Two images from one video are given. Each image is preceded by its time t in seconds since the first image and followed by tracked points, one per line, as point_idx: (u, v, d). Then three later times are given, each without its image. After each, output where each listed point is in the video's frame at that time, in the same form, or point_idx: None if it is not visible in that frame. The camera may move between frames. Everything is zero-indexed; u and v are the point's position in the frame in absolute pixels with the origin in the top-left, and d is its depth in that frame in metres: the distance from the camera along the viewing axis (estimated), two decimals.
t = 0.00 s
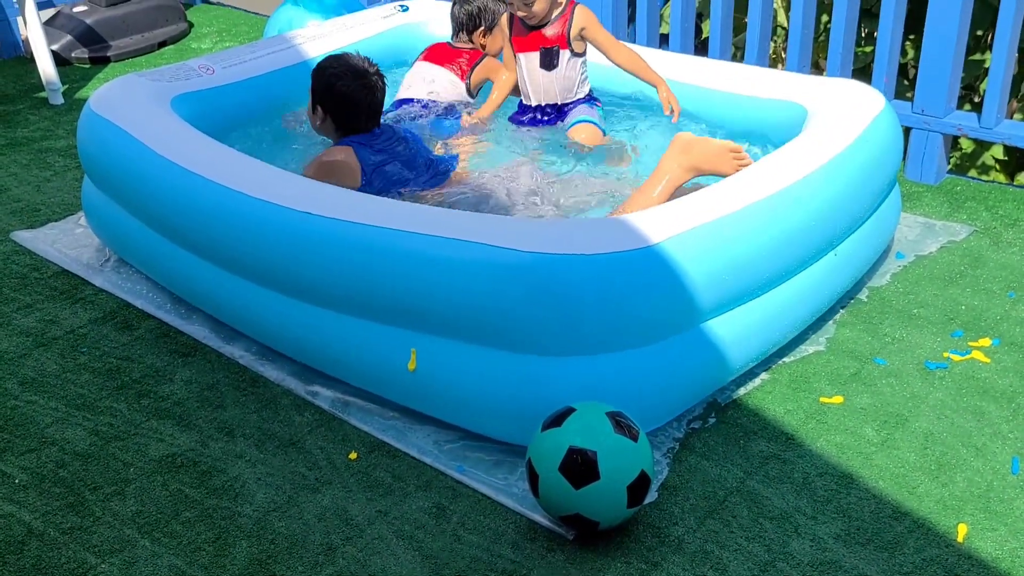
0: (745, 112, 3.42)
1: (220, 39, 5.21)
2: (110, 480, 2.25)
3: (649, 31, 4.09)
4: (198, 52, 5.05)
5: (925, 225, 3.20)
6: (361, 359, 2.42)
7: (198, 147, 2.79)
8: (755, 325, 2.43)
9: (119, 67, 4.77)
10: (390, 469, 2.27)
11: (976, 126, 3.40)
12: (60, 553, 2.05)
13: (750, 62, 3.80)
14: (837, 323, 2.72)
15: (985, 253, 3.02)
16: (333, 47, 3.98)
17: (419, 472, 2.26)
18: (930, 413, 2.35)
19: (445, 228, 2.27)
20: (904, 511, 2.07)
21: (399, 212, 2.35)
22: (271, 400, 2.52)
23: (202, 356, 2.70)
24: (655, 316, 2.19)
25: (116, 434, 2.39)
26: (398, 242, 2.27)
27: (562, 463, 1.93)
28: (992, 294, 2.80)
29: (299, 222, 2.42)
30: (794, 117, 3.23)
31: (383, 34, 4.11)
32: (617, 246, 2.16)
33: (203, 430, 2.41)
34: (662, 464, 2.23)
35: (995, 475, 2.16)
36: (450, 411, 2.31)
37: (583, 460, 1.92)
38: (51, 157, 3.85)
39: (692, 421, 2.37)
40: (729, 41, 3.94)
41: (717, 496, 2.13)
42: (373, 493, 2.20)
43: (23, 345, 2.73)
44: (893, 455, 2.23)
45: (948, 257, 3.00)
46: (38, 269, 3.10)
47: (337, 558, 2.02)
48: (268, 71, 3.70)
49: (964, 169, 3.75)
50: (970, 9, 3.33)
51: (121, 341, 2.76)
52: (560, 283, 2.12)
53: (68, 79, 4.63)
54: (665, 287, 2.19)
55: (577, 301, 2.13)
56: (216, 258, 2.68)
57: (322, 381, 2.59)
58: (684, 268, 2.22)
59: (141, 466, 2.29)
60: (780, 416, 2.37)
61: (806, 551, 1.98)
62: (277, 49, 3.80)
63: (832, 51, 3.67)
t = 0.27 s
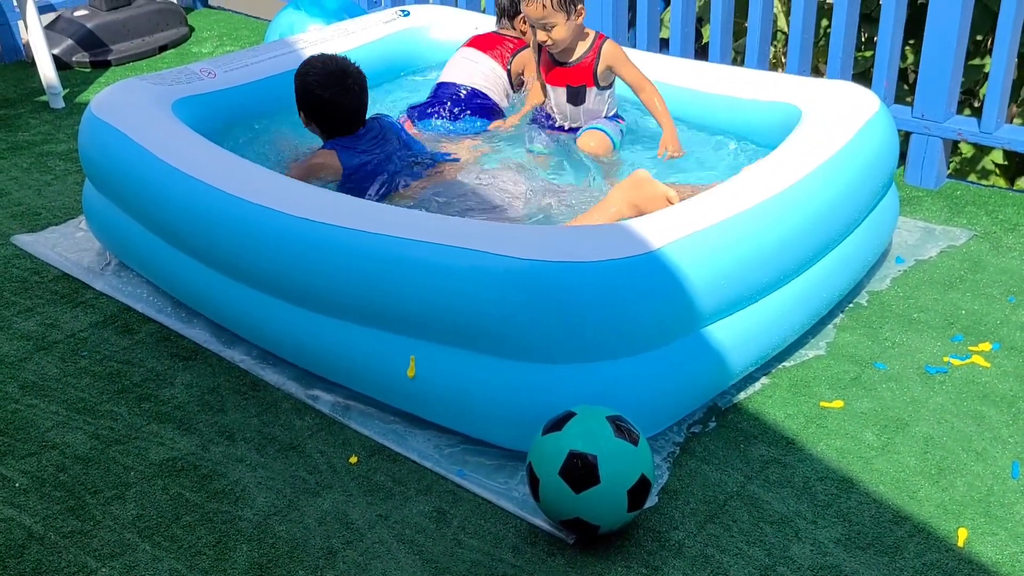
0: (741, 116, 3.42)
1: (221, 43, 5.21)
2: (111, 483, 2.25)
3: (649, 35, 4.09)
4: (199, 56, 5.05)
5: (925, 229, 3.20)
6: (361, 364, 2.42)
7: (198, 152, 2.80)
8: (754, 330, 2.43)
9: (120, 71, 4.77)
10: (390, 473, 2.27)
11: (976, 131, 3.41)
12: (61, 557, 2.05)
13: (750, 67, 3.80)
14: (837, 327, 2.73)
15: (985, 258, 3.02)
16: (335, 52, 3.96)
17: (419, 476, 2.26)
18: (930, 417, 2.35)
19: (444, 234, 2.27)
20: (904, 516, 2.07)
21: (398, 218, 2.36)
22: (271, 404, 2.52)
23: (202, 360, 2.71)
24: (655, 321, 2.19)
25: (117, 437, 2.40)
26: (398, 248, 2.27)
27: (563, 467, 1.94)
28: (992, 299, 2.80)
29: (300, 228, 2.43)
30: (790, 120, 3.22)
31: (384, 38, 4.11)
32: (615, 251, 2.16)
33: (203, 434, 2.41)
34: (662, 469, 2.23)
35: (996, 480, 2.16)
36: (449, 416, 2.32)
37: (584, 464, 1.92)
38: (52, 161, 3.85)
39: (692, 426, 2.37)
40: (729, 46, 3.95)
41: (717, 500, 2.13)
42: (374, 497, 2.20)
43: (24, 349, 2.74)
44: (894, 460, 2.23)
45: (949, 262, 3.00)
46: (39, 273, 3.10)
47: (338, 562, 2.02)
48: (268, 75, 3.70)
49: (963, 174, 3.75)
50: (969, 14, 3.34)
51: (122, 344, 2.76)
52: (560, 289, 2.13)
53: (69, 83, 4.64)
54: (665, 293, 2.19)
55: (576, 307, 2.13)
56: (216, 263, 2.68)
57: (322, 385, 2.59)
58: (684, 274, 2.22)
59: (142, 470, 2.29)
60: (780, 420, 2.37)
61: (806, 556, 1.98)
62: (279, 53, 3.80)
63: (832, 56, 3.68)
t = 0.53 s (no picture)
0: (740, 116, 3.41)
1: (223, 44, 5.21)
2: (113, 483, 2.25)
3: (651, 37, 4.09)
4: (200, 57, 5.05)
5: (927, 230, 3.20)
6: (363, 363, 2.42)
7: (200, 151, 2.80)
8: (756, 329, 2.43)
9: (121, 72, 4.77)
10: (393, 473, 2.27)
11: (978, 132, 3.41)
12: (64, 557, 2.04)
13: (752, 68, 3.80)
14: (840, 328, 2.72)
15: (988, 259, 3.02)
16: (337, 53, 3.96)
17: (422, 476, 2.26)
18: (933, 418, 2.35)
19: (448, 231, 2.27)
20: (908, 516, 2.07)
21: (400, 215, 2.36)
22: (274, 404, 2.52)
23: (205, 360, 2.70)
24: (658, 320, 2.19)
25: (119, 437, 2.39)
26: (401, 245, 2.27)
27: (566, 468, 1.93)
28: (995, 300, 2.80)
29: (303, 225, 2.43)
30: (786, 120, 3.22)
31: (385, 39, 4.11)
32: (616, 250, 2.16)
33: (206, 434, 2.41)
34: (665, 469, 2.23)
35: (999, 481, 2.16)
36: (451, 415, 2.31)
37: (587, 464, 1.92)
38: (53, 161, 3.85)
39: (695, 426, 2.36)
40: (731, 47, 3.95)
41: (721, 501, 2.13)
42: (377, 497, 2.20)
43: (26, 349, 2.73)
44: (897, 461, 2.23)
45: (951, 263, 3.00)
46: (41, 273, 3.10)
47: (341, 563, 2.02)
48: (271, 75, 3.69)
49: (965, 175, 3.75)
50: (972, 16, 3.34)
51: (124, 345, 2.76)
52: (564, 287, 2.13)
53: (70, 84, 4.64)
54: (668, 291, 2.19)
55: (580, 304, 2.13)
56: (220, 260, 2.68)
57: (325, 386, 2.59)
58: (688, 273, 2.22)
59: (144, 470, 2.29)
60: (784, 421, 2.37)
61: (810, 557, 1.98)
62: (281, 54, 3.79)
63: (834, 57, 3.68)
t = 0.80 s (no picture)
0: (739, 115, 3.41)
1: (221, 44, 5.20)
2: (110, 484, 2.24)
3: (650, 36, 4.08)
4: (199, 56, 5.04)
5: (927, 230, 3.19)
6: (361, 362, 2.41)
7: (198, 150, 2.79)
8: (755, 329, 2.43)
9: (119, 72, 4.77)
10: (391, 474, 2.26)
11: (978, 131, 3.40)
12: (60, 557, 2.04)
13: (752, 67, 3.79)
14: (839, 328, 2.72)
15: (987, 259, 3.01)
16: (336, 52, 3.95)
17: (420, 477, 2.25)
18: (933, 418, 2.34)
19: (447, 229, 2.26)
20: (907, 517, 2.06)
21: (397, 213, 2.35)
22: (271, 405, 2.51)
23: (202, 360, 2.69)
24: (658, 319, 2.18)
25: (116, 438, 2.39)
26: (400, 244, 2.27)
27: (565, 468, 1.93)
28: (995, 299, 2.80)
29: (302, 223, 2.42)
30: (786, 120, 3.22)
31: (384, 39, 4.09)
32: (614, 249, 2.16)
33: (203, 434, 2.40)
34: (664, 470, 2.22)
35: (999, 481, 2.15)
36: (450, 415, 2.31)
37: (586, 465, 1.91)
38: (51, 161, 3.84)
39: (694, 426, 2.36)
40: (730, 46, 3.94)
41: (720, 502, 2.13)
42: (374, 498, 2.19)
43: (23, 349, 2.72)
44: (897, 461, 2.22)
45: (951, 262, 2.99)
46: (38, 273, 3.09)
47: (339, 563, 2.01)
48: (268, 75, 3.68)
49: (965, 174, 3.74)
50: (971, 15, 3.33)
51: (121, 345, 2.75)
52: (563, 285, 2.12)
53: (68, 83, 4.63)
54: (667, 290, 2.18)
55: (579, 303, 2.12)
56: (218, 259, 2.67)
57: (323, 386, 2.58)
58: (687, 271, 2.22)
59: (141, 470, 2.28)
60: (783, 421, 2.36)
61: (809, 557, 1.97)
62: (279, 53, 3.78)
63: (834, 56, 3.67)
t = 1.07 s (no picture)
0: (738, 115, 3.40)
1: (221, 44, 5.20)
2: (109, 486, 2.24)
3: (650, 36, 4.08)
4: (198, 57, 5.04)
5: (927, 230, 3.19)
6: (359, 363, 2.41)
7: (196, 150, 2.79)
8: (754, 328, 2.42)
9: (119, 73, 4.76)
10: (391, 475, 2.26)
11: (979, 132, 3.40)
12: (60, 559, 2.04)
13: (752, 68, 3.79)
14: (839, 328, 2.71)
15: (988, 259, 3.01)
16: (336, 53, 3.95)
17: (420, 478, 2.25)
18: (934, 419, 2.34)
19: (444, 231, 2.26)
20: (908, 518, 2.06)
21: (396, 214, 2.35)
22: (271, 406, 2.51)
23: (202, 361, 2.69)
24: (656, 319, 2.18)
25: (115, 439, 2.38)
26: (398, 245, 2.26)
27: (565, 469, 1.92)
28: (995, 300, 2.80)
29: (300, 225, 2.42)
30: (786, 120, 3.21)
31: (383, 41, 4.10)
32: (613, 249, 2.16)
33: (203, 436, 2.40)
34: (664, 471, 2.22)
35: (1000, 482, 2.15)
36: (449, 416, 2.31)
37: (586, 466, 1.91)
38: (51, 162, 3.84)
39: (694, 427, 2.35)
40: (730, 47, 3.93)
41: (720, 503, 2.12)
42: (374, 499, 2.19)
43: (22, 350, 2.72)
44: (897, 462, 2.22)
45: (951, 263, 2.99)
46: (38, 274, 3.08)
47: (339, 565, 2.01)
48: (268, 75, 3.67)
49: (965, 175, 3.74)
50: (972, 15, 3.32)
51: (121, 346, 2.75)
52: (561, 286, 2.12)
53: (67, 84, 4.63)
54: (664, 290, 2.18)
55: (577, 304, 2.12)
56: (217, 261, 2.67)
57: (322, 387, 2.58)
58: (683, 270, 2.22)
59: (141, 472, 2.28)
60: (783, 422, 2.36)
61: (810, 558, 1.97)
62: (278, 54, 3.78)
63: (834, 57, 3.66)
